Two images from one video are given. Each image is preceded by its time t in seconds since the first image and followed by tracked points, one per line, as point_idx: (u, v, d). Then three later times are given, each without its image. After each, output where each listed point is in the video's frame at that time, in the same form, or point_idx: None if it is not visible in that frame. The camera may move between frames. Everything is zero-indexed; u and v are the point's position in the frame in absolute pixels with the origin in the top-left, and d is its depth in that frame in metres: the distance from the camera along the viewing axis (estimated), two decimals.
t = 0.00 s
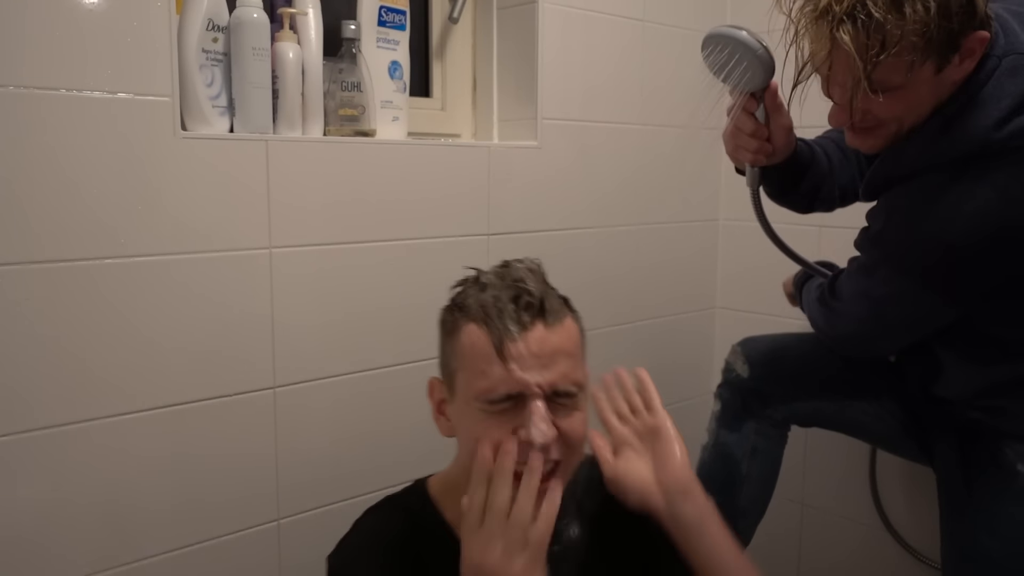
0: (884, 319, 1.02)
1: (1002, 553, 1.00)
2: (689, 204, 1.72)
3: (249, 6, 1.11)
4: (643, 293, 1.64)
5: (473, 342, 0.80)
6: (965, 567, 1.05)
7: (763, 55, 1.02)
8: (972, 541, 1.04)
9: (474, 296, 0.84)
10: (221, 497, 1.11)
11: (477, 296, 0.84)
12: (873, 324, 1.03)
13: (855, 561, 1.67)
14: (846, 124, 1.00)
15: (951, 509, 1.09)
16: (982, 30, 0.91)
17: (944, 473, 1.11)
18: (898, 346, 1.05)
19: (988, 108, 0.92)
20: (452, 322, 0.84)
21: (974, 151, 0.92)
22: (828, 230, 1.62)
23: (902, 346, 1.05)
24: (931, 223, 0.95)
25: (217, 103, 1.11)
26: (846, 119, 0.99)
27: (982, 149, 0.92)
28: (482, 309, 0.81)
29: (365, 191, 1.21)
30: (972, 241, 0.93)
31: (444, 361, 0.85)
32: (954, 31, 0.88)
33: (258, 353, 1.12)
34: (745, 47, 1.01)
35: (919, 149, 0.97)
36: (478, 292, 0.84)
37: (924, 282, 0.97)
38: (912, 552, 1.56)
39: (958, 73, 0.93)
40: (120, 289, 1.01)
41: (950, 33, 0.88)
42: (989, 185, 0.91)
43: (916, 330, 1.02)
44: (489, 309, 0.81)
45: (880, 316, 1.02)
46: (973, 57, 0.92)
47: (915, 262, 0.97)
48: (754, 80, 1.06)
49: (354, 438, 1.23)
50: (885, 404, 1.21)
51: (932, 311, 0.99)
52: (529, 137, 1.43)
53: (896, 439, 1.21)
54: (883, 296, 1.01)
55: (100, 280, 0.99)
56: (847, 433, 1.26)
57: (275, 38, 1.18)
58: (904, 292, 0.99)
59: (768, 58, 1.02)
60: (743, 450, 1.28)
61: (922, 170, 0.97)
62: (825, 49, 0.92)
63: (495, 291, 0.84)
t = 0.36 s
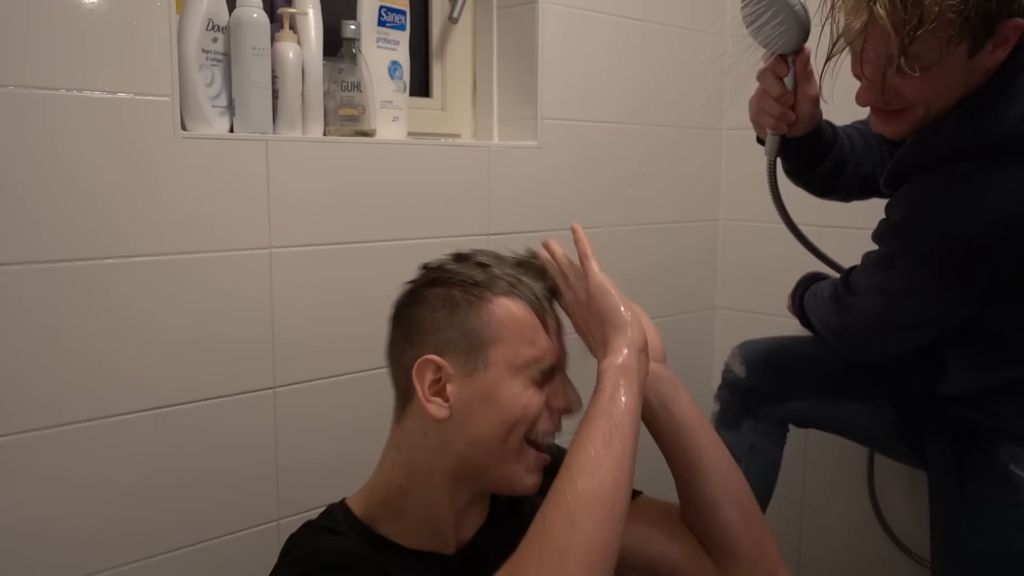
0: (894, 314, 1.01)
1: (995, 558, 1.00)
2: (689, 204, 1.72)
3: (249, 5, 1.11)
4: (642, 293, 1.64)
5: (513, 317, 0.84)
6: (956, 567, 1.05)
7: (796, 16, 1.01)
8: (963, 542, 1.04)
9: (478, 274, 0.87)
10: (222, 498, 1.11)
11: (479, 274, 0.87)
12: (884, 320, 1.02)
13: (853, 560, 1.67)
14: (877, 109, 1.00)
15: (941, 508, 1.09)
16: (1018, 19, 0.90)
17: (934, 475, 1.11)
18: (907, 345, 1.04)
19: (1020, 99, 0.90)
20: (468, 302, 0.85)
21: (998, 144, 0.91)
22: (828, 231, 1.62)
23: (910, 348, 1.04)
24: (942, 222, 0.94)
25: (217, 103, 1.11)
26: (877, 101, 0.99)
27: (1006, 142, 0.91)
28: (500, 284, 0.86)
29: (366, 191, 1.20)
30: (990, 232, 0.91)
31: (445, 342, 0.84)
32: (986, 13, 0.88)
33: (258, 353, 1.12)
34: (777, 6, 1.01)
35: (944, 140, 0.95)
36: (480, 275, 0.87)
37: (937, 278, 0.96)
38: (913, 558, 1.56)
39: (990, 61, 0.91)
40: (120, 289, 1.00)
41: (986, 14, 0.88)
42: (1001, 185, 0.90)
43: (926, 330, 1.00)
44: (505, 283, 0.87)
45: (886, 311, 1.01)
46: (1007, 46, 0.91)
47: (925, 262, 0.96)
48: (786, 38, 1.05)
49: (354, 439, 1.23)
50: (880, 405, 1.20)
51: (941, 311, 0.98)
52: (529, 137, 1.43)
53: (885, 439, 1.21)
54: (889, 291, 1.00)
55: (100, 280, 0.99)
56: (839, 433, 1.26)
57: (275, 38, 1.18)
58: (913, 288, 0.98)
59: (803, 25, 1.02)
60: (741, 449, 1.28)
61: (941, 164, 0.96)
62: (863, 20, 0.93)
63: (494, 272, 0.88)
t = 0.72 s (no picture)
0: (912, 305, 0.97)
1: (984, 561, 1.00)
2: (689, 204, 1.72)
3: (249, 5, 1.11)
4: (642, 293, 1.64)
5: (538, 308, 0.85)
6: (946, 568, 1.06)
7: None
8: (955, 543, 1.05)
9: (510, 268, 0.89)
10: (221, 498, 1.11)
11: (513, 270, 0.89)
12: (901, 312, 0.99)
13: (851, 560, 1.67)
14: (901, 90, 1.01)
15: (940, 511, 1.08)
16: None
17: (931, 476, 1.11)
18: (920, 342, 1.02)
19: None
20: (500, 294, 0.86)
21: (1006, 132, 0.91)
22: (828, 231, 1.62)
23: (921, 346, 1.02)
24: (956, 210, 0.92)
25: (217, 103, 1.11)
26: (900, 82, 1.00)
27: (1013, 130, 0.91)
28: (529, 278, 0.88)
29: (366, 191, 1.21)
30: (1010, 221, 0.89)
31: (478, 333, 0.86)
32: None
33: (258, 353, 1.12)
34: None
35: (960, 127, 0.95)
36: (517, 272, 0.89)
37: (955, 268, 0.93)
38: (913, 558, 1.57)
39: (1006, 41, 0.91)
40: (120, 289, 1.01)
41: None
42: (1006, 174, 0.89)
43: (944, 322, 0.97)
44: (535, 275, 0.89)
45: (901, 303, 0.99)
46: None
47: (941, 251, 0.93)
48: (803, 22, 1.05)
49: (354, 438, 1.23)
50: (881, 404, 1.21)
51: (960, 305, 0.94)
52: (529, 137, 1.43)
53: (887, 441, 1.21)
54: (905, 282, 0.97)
55: (99, 280, 0.99)
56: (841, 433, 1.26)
57: (275, 38, 1.18)
58: (931, 279, 0.95)
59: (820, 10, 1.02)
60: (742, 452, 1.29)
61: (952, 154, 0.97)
62: None
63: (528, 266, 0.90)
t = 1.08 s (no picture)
0: (922, 311, 0.98)
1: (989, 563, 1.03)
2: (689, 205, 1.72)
3: (249, 5, 1.11)
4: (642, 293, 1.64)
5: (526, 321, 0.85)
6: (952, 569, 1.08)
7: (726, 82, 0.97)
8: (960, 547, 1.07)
9: (509, 276, 0.90)
10: (222, 497, 1.11)
11: (513, 278, 0.90)
12: (910, 317, 0.99)
13: (853, 558, 1.68)
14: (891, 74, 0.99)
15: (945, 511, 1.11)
16: None
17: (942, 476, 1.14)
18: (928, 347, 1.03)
19: None
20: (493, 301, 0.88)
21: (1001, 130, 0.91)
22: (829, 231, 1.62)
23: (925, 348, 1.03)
24: (957, 213, 0.92)
25: (217, 103, 1.11)
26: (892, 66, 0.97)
27: (1008, 129, 0.91)
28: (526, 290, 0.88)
29: (365, 192, 1.21)
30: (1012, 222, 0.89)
31: (468, 336, 0.88)
32: None
33: (258, 353, 1.12)
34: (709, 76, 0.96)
35: (959, 124, 0.94)
36: (514, 281, 0.89)
37: (962, 271, 0.93)
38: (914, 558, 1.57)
39: (999, 40, 0.90)
40: (120, 288, 1.01)
41: None
42: (1004, 174, 0.89)
43: (950, 325, 0.98)
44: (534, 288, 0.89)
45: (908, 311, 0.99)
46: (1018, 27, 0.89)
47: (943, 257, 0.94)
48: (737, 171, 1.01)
49: (354, 438, 1.23)
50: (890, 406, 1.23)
51: (966, 308, 0.96)
52: (529, 137, 1.43)
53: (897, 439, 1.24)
54: (913, 288, 0.98)
55: (99, 279, 0.99)
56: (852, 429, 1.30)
57: (275, 38, 1.18)
58: (940, 286, 0.95)
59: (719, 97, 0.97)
60: (748, 455, 1.28)
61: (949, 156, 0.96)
62: None
63: (527, 279, 0.90)
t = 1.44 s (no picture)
0: (967, 266, 0.98)
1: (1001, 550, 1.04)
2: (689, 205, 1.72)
3: (249, 5, 1.11)
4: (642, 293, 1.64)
5: (526, 322, 0.89)
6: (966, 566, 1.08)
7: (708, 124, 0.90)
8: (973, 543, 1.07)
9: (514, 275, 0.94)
10: (222, 497, 1.11)
11: (520, 277, 0.94)
12: (950, 278, 0.99)
13: (854, 560, 1.67)
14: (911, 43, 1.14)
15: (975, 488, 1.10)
16: None
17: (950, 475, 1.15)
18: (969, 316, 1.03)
19: None
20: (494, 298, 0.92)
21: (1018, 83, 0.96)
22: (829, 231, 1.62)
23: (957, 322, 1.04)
24: (999, 153, 0.93)
25: (217, 103, 1.11)
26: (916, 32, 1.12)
27: None
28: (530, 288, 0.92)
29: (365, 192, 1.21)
30: None
31: (470, 333, 0.92)
32: None
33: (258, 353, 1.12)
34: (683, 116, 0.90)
35: (978, 81, 1.00)
36: (517, 279, 0.93)
37: (1008, 213, 0.94)
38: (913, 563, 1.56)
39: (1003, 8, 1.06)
40: (120, 289, 1.01)
41: None
42: None
43: (998, 277, 0.98)
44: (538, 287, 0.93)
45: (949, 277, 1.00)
46: None
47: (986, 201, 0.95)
48: (734, 189, 0.94)
49: (354, 438, 1.23)
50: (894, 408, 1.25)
51: (1005, 259, 0.97)
52: (529, 136, 1.43)
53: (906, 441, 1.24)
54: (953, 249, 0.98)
55: (99, 279, 0.99)
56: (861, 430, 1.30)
57: (275, 38, 1.18)
58: (980, 234, 0.96)
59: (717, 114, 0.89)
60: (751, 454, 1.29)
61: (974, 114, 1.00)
62: None
63: (531, 278, 0.94)
